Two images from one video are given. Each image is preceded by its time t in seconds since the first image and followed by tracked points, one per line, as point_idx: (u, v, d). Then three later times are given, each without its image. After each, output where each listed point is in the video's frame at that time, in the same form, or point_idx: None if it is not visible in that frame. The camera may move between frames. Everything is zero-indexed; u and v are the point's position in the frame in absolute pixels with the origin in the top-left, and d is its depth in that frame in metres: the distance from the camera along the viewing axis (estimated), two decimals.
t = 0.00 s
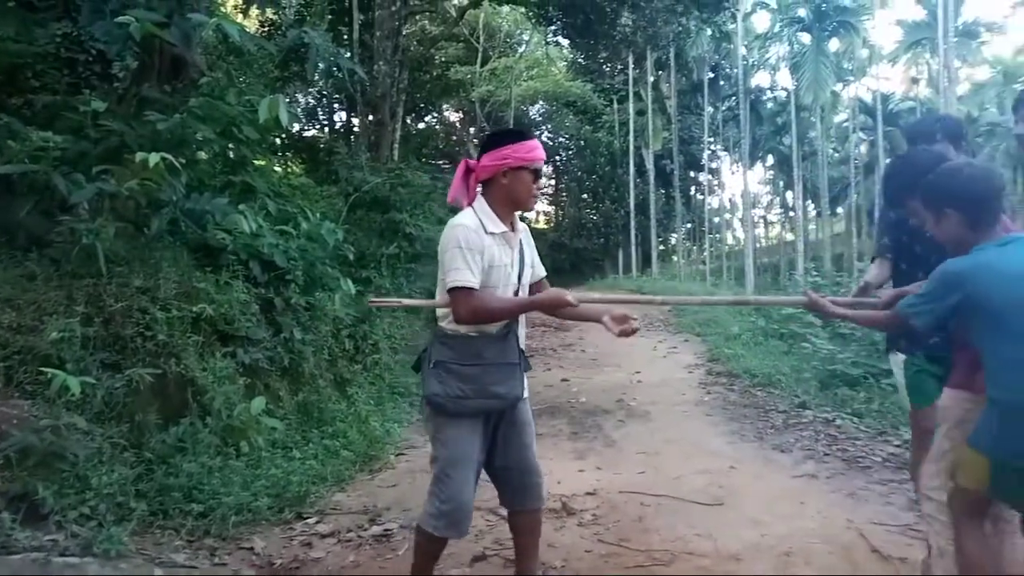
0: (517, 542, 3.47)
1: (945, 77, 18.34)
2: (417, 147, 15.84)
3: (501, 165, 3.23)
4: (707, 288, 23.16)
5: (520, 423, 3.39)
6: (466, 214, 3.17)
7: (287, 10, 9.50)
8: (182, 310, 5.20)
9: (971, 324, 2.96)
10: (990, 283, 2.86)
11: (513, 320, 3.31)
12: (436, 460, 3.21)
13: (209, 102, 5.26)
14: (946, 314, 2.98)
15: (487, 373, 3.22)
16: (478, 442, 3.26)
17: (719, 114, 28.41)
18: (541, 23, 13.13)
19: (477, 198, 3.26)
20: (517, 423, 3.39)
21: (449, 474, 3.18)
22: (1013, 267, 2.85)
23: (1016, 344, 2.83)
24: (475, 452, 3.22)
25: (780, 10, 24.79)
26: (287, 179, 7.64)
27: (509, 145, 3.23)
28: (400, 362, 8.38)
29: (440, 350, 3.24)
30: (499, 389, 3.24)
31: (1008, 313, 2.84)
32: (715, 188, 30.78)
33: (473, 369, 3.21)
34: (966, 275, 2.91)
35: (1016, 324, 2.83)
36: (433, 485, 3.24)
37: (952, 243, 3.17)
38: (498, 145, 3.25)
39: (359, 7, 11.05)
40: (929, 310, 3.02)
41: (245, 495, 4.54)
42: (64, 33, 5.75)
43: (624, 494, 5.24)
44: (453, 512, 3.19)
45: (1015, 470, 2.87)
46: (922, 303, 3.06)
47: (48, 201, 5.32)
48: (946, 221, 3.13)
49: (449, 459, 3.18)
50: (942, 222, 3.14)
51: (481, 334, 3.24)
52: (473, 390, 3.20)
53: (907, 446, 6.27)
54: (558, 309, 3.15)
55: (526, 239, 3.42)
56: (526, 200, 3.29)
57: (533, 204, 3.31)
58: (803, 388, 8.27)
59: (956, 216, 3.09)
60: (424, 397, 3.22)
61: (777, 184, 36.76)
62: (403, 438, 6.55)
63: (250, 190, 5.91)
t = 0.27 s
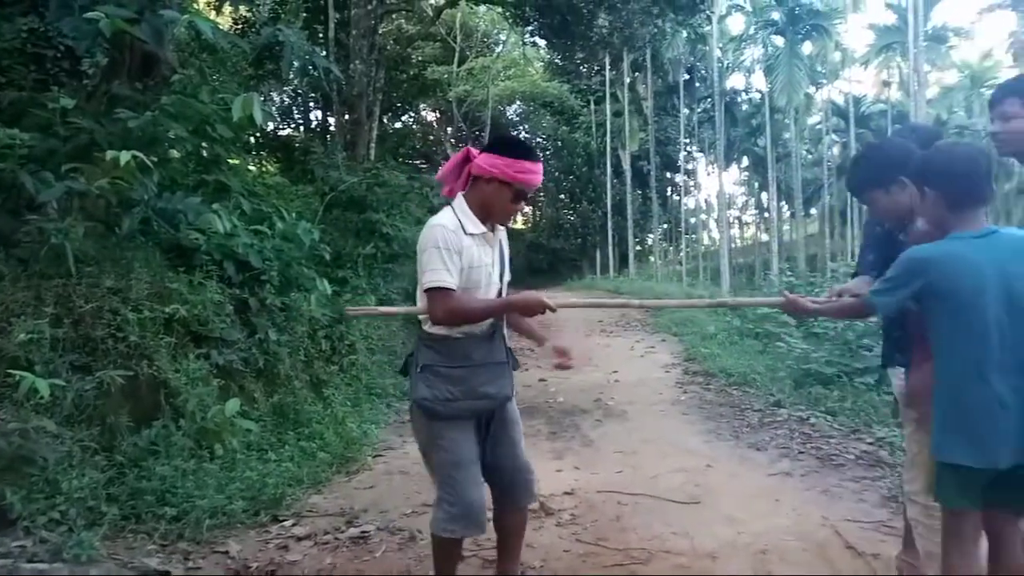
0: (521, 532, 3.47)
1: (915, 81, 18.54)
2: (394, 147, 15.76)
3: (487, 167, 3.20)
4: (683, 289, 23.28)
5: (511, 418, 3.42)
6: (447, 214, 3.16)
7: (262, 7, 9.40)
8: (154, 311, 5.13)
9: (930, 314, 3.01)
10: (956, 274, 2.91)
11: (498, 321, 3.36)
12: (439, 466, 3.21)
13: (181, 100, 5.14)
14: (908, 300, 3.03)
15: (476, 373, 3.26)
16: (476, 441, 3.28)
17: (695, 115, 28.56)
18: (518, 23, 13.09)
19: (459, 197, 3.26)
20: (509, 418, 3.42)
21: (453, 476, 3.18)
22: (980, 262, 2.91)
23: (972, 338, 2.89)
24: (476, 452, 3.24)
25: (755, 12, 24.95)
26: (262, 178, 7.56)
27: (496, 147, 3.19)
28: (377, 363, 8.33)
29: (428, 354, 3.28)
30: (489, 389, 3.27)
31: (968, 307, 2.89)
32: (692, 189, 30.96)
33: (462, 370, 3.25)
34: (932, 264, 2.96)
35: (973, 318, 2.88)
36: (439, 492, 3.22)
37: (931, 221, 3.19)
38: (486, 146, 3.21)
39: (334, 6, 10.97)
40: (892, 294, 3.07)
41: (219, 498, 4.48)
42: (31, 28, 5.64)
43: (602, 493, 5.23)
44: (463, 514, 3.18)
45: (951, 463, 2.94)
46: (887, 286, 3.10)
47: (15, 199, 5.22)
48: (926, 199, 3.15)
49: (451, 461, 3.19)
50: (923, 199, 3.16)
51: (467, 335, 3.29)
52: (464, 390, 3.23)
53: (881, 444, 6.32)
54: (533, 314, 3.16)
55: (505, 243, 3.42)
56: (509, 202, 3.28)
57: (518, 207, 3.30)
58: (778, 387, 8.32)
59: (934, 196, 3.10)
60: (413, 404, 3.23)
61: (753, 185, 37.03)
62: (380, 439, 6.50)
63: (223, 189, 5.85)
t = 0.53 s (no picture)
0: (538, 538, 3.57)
1: (894, 84, 18.69)
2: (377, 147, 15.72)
3: (487, 180, 3.22)
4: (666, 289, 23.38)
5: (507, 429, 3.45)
6: (449, 227, 3.15)
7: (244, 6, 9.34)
8: (134, 312, 5.08)
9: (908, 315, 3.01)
10: (940, 278, 2.91)
11: (489, 335, 3.35)
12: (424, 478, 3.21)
13: (161, 99, 5.06)
14: (889, 303, 3.01)
15: (462, 388, 3.24)
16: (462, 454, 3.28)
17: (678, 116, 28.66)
18: (502, 23, 13.07)
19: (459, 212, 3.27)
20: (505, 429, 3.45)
21: (440, 486, 3.19)
22: (960, 264, 2.92)
23: (956, 344, 2.89)
24: (460, 464, 3.24)
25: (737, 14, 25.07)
26: (243, 178, 7.50)
27: (492, 160, 3.23)
28: (360, 363, 8.29)
29: (415, 366, 3.26)
30: (474, 404, 3.27)
31: (952, 311, 2.90)
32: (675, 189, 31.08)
33: (452, 383, 3.24)
34: (916, 267, 2.95)
35: (956, 322, 2.89)
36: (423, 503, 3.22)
37: (901, 218, 3.19)
38: (483, 159, 3.24)
39: (317, 5, 10.91)
40: (874, 295, 3.03)
41: (201, 500, 4.44)
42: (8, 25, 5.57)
43: (587, 493, 5.22)
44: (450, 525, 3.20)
45: (931, 464, 2.94)
46: (870, 287, 3.07)
47: None
48: (903, 195, 3.13)
49: (435, 473, 3.19)
50: (899, 196, 3.13)
51: (458, 348, 3.26)
52: (450, 405, 3.23)
53: (862, 442, 6.35)
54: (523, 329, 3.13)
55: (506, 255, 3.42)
56: (507, 215, 3.29)
57: (516, 222, 3.31)
58: (761, 386, 8.35)
59: (916, 193, 3.10)
60: (399, 416, 3.23)
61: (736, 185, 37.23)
62: (364, 440, 6.47)
63: (204, 189, 5.80)
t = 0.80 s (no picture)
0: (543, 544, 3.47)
1: (877, 85, 18.78)
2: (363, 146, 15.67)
3: (510, 186, 3.24)
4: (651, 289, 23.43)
5: (512, 430, 3.41)
6: (462, 228, 3.19)
7: (228, 4, 9.26)
8: (116, 312, 5.03)
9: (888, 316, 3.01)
10: (915, 278, 2.93)
11: (495, 336, 3.32)
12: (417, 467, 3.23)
13: (143, 97, 4.96)
14: (867, 306, 3.01)
15: (460, 384, 3.24)
16: (455, 449, 3.27)
17: (663, 116, 28.73)
18: (488, 23, 13.04)
19: (479, 216, 3.29)
20: (510, 430, 3.41)
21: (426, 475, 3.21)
22: (933, 261, 2.95)
23: (935, 340, 2.92)
24: (448, 458, 3.23)
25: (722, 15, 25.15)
26: (227, 177, 7.45)
27: (516, 166, 3.25)
28: (345, 363, 8.26)
29: (420, 357, 3.31)
30: (471, 402, 3.24)
31: (929, 309, 2.92)
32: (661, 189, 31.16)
33: (452, 379, 3.25)
34: (891, 268, 2.95)
35: (933, 320, 2.91)
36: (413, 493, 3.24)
37: (874, 226, 3.16)
38: (506, 165, 3.26)
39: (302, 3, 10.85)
40: (852, 300, 3.02)
41: (184, 502, 4.39)
42: None
43: (573, 492, 5.21)
44: (430, 516, 3.20)
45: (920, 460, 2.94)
46: (848, 292, 3.06)
47: None
48: (878, 204, 3.09)
49: (424, 463, 3.22)
50: (875, 205, 3.10)
51: (462, 345, 3.28)
52: (446, 399, 3.23)
53: (846, 440, 6.38)
54: (512, 328, 3.21)
55: (525, 257, 3.44)
56: (528, 222, 3.31)
57: (536, 228, 3.32)
58: (746, 385, 8.38)
59: (890, 200, 3.06)
60: (400, 403, 3.30)
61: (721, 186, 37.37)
62: (349, 441, 6.43)
63: (187, 188, 5.74)
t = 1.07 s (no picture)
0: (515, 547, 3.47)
1: (848, 87, 18.97)
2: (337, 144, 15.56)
3: (483, 194, 3.21)
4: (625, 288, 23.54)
5: (485, 434, 3.40)
6: (434, 235, 3.18)
7: None
8: (83, 313, 4.95)
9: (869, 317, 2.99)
10: (897, 280, 2.91)
11: (469, 340, 3.29)
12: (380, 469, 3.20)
13: (110, 93, 4.92)
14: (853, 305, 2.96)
15: (431, 389, 3.21)
16: (422, 453, 3.25)
17: (637, 116, 28.86)
18: (462, 21, 13.00)
19: (452, 220, 3.28)
20: (483, 434, 3.40)
21: (386, 479, 3.17)
22: (916, 262, 2.95)
23: (914, 340, 2.91)
24: (413, 462, 3.20)
25: (695, 16, 25.30)
26: (197, 174, 7.36)
27: (492, 175, 3.21)
28: (318, 363, 8.20)
29: (393, 362, 3.28)
30: (441, 406, 3.22)
31: (916, 309, 2.91)
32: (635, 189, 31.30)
33: (424, 384, 3.22)
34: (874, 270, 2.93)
35: (914, 320, 2.91)
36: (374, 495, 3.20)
37: (854, 234, 3.13)
38: (481, 172, 3.23)
39: None
40: (837, 301, 2.97)
41: (153, 506, 4.32)
42: None
43: (548, 491, 5.20)
44: (387, 519, 3.14)
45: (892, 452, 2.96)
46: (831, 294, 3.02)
47: None
48: (861, 210, 3.07)
49: (386, 465, 3.18)
50: (856, 210, 3.08)
51: (436, 350, 3.25)
52: (416, 404, 3.21)
53: (817, 437, 6.43)
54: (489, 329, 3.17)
55: (501, 261, 3.41)
56: (502, 229, 3.28)
57: (511, 234, 3.30)
58: (719, 383, 8.43)
59: (873, 206, 3.05)
60: (370, 405, 3.28)
61: (694, 186, 37.62)
62: (322, 441, 6.36)
63: (156, 186, 5.65)
